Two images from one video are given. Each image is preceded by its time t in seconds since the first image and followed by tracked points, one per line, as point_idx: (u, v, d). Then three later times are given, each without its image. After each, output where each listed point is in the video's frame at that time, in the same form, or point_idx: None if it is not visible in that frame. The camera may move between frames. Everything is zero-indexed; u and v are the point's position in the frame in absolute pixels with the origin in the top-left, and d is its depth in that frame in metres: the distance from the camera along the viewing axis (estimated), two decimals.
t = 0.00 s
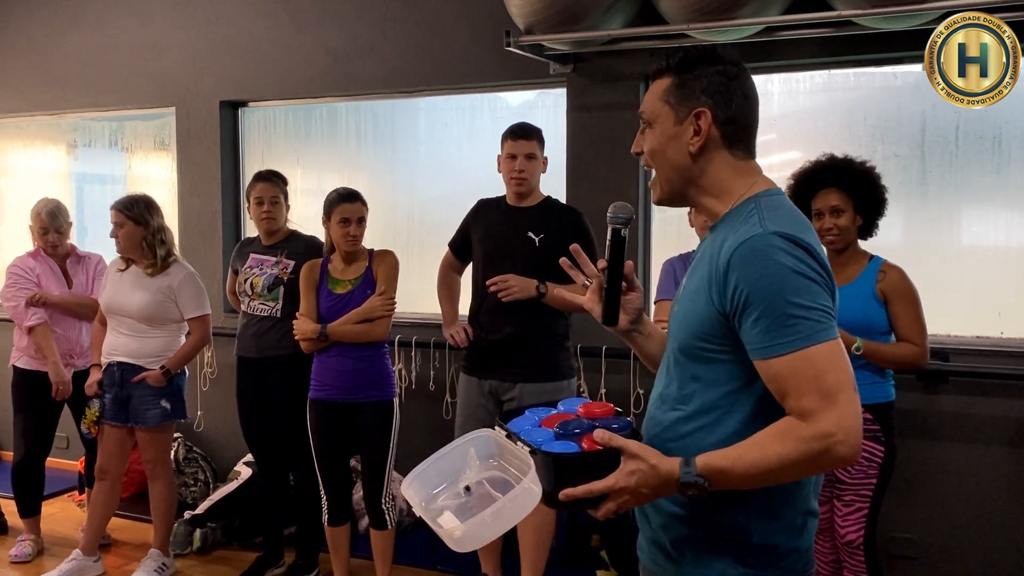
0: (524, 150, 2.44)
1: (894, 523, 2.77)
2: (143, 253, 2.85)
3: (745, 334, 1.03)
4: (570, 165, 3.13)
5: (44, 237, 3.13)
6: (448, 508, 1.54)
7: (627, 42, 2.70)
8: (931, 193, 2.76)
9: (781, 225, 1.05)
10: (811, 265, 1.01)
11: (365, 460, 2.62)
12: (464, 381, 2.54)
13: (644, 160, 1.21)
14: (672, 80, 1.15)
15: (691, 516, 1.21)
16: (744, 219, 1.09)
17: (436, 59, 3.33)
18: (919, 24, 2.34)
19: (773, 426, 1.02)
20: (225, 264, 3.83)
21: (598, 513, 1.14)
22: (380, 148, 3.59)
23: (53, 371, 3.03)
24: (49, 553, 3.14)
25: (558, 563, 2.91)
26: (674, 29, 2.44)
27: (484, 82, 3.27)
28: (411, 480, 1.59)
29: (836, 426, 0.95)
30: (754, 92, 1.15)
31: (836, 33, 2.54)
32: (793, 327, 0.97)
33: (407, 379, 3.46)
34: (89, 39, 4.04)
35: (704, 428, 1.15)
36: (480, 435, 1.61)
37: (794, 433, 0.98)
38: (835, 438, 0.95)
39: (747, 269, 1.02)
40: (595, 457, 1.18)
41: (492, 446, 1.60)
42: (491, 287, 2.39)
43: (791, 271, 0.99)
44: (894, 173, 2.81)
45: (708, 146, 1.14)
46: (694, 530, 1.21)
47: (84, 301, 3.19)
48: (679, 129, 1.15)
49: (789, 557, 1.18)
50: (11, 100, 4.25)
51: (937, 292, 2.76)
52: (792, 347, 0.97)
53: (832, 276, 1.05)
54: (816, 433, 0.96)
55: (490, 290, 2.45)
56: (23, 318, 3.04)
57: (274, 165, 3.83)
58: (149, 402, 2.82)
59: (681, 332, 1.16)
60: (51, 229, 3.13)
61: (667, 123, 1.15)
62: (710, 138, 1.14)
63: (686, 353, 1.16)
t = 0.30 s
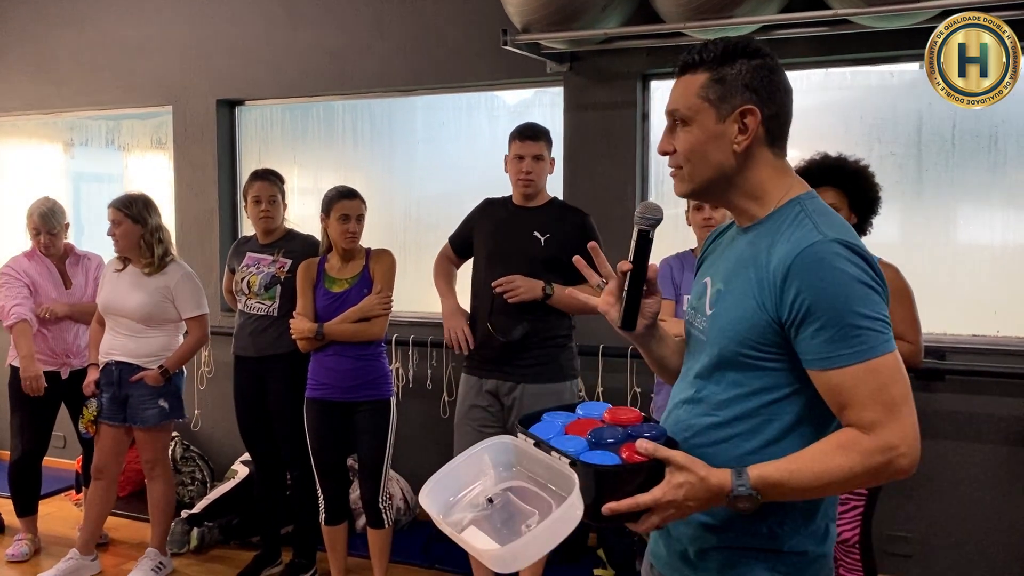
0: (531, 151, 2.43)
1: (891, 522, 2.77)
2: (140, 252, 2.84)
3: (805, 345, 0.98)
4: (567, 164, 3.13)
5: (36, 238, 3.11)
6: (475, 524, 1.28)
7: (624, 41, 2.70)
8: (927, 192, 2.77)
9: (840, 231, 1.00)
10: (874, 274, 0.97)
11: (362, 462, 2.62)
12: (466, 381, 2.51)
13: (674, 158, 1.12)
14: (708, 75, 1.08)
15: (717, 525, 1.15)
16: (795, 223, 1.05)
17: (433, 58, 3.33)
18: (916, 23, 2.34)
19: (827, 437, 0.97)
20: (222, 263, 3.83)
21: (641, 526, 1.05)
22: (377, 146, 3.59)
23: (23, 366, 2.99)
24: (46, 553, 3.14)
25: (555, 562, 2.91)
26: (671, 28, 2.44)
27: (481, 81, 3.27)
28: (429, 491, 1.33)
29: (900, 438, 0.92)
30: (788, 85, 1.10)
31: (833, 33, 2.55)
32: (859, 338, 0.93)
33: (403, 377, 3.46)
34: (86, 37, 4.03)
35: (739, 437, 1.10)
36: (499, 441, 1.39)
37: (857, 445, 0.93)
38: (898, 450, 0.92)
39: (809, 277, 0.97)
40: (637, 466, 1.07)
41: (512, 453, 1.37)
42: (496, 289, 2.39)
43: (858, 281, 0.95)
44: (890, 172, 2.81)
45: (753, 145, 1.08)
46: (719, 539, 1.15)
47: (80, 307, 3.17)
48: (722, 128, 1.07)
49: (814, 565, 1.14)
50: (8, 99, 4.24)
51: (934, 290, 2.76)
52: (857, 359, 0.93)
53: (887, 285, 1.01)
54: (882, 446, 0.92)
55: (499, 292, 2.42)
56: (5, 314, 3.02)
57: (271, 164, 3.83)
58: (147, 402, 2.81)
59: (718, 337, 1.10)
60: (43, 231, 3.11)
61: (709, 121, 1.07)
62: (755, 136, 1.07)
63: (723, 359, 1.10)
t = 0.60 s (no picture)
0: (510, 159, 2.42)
1: (885, 523, 2.77)
2: (139, 251, 2.85)
3: (845, 350, 0.98)
4: (563, 165, 3.13)
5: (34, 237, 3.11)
6: (498, 544, 1.10)
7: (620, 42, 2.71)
8: (923, 193, 2.77)
9: (875, 239, 1.01)
10: (910, 282, 0.99)
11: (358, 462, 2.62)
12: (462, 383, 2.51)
13: (702, 152, 1.11)
14: (742, 72, 1.08)
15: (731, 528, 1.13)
16: (827, 228, 1.05)
17: (428, 58, 3.34)
18: (912, 24, 2.34)
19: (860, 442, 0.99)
20: (219, 264, 3.83)
21: (675, 537, 1.02)
22: (374, 147, 3.59)
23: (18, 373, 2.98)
24: (42, 554, 3.14)
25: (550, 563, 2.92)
26: (666, 29, 2.44)
27: (477, 82, 3.28)
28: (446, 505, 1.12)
29: (936, 443, 0.94)
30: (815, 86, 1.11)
31: (828, 34, 2.55)
32: (900, 346, 0.95)
33: (400, 378, 3.47)
34: (82, 38, 4.03)
35: (757, 442, 1.09)
36: (509, 454, 1.23)
37: (896, 450, 0.95)
38: (934, 456, 0.95)
39: (853, 282, 0.97)
40: (674, 475, 1.02)
41: (523, 465, 1.22)
42: (493, 286, 2.38)
43: (900, 288, 0.96)
44: (885, 172, 2.82)
45: (787, 143, 1.08)
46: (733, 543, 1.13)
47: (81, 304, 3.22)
48: (757, 124, 1.07)
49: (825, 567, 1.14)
50: (5, 99, 4.24)
51: (928, 291, 2.77)
52: (900, 365, 0.95)
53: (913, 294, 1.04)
54: (921, 451, 0.94)
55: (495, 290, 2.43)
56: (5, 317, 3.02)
57: (268, 164, 3.83)
58: (146, 403, 2.81)
59: (743, 340, 1.09)
60: (41, 230, 3.11)
61: (744, 117, 1.07)
62: (789, 135, 1.08)
63: (746, 362, 1.09)
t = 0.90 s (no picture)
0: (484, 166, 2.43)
1: (877, 522, 2.78)
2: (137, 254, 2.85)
3: (844, 352, 0.99)
4: (556, 165, 3.13)
5: (29, 236, 3.11)
6: (489, 525, 1.15)
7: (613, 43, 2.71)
8: (914, 193, 2.78)
9: (877, 241, 1.01)
10: (912, 285, 0.99)
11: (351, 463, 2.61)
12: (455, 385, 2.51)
13: (709, 150, 1.12)
14: (752, 70, 1.09)
15: (728, 532, 1.13)
16: (829, 230, 1.05)
17: (422, 58, 3.33)
18: (903, 25, 2.35)
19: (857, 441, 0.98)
20: (212, 264, 3.82)
21: (666, 522, 1.02)
22: (368, 147, 3.59)
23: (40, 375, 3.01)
24: (34, 554, 3.13)
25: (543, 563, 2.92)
26: (659, 30, 2.45)
27: (470, 82, 3.28)
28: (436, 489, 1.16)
29: (933, 447, 0.95)
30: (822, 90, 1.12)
31: (819, 35, 2.55)
32: (900, 349, 0.95)
33: (393, 378, 3.47)
34: (75, 38, 4.02)
35: (756, 443, 1.10)
36: (501, 438, 1.26)
37: (894, 451, 0.95)
38: (931, 460, 0.95)
39: (855, 284, 0.97)
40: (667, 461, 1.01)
41: (516, 450, 1.26)
42: (486, 287, 2.39)
43: (901, 291, 0.96)
44: (877, 173, 2.83)
45: (794, 144, 1.09)
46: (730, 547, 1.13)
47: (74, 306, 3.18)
48: (765, 123, 1.07)
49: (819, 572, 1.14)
50: None
51: (920, 291, 2.78)
52: (900, 368, 0.95)
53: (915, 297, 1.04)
54: (918, 454, 0.94)
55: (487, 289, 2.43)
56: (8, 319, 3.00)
57: (260, 164, 3.83)
58: (141, 404, 2.81)
59: (743, 340, 1.09)
60: (37, 229, 3.11)
61: (752, 115, 1.07)
62: (797, 134, 1.08)
63: (745, 363, 1.09)
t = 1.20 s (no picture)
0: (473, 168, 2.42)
1: (865, 521, 2.79)
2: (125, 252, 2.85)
3: (817, 347, 0.98)
4: (545, 165, 3.13)
5: (19, 234, 3.09)
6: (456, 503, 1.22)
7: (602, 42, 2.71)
8: (902, 193, 2.79)
9: (857, 238, 1.01)
10: (889, 283, 0.98)
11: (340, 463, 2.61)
12: (444, 385, 2.50)
13: (698, 151, 1.12)
14: (740, 71, 1.09)
15: (713, 530, 1.13)
16: (810, 227, 1.05)
17: (411, 57, 3.33)
18: (891, 25, 2.35)
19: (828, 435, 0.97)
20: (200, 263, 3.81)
21: (632, 507, 1.03)
22: (356, 145, 3.58)
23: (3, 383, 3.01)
24: (20, 555, 3.11)
25: (533, 562, 2.91)
26: (647, 29, 2.44)
27: (459, 80, 3.27)
28: (408, 466, 1.25)
29: (903, 447, 0.93)
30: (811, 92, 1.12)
31: (808, 35, 2.56)
32: (871, 345, 0.94)
33: (382, 377, 3.46)
34: (61, 36, 4.00)
35: (736, 440, 1.09)
36: (480, 422, 1.34)
37: (861, 448, 0.94)
38: (900, 459, 0.93)
39: (827, 278, 0.97)
40: (630, 445, 1.03)
41: (493, 434, 1.33)
42: (476, 286, 2.38)
43: (874, 287, 0.95)
44: (865, 172, 2.83)
45: (783, 144, 1.08)
46: (712, 546, 1.14)
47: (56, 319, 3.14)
48: (753, 122, 1.07)
49: None
50: None
51: (907, 291, 2.79)
52: (869, 364, 0.94)
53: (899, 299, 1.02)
54: (886, 452, 0.93)
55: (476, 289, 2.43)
56: None
57: (248, 163, 3.82)
58: (132, 403, 2.80)
59: (723, 336, 1.09)
60: (26, 226, 3.09)
61: (740, 115, 1.08)
62: (785, 134, 1.08)
63: (725, 360, 1.09)
